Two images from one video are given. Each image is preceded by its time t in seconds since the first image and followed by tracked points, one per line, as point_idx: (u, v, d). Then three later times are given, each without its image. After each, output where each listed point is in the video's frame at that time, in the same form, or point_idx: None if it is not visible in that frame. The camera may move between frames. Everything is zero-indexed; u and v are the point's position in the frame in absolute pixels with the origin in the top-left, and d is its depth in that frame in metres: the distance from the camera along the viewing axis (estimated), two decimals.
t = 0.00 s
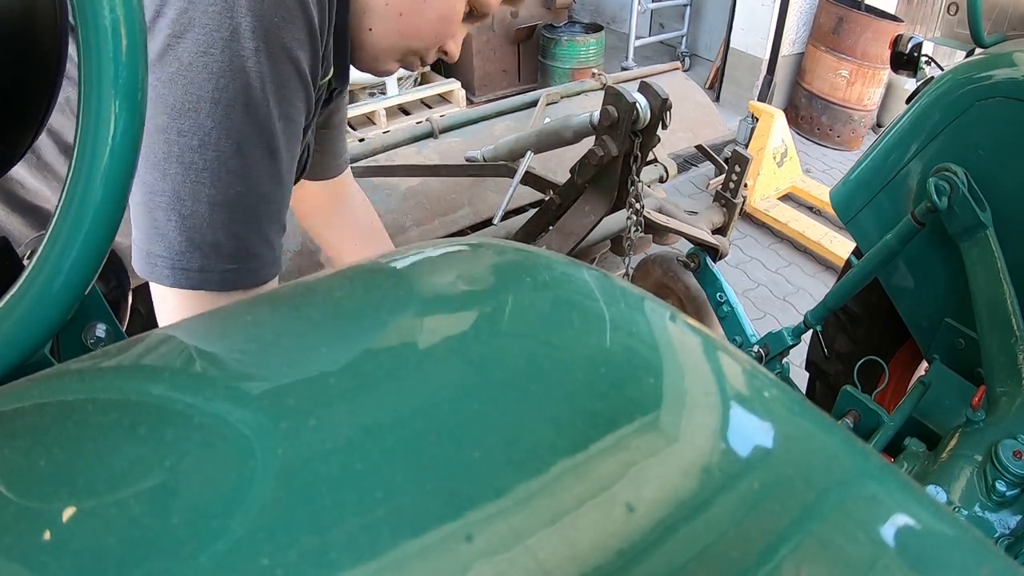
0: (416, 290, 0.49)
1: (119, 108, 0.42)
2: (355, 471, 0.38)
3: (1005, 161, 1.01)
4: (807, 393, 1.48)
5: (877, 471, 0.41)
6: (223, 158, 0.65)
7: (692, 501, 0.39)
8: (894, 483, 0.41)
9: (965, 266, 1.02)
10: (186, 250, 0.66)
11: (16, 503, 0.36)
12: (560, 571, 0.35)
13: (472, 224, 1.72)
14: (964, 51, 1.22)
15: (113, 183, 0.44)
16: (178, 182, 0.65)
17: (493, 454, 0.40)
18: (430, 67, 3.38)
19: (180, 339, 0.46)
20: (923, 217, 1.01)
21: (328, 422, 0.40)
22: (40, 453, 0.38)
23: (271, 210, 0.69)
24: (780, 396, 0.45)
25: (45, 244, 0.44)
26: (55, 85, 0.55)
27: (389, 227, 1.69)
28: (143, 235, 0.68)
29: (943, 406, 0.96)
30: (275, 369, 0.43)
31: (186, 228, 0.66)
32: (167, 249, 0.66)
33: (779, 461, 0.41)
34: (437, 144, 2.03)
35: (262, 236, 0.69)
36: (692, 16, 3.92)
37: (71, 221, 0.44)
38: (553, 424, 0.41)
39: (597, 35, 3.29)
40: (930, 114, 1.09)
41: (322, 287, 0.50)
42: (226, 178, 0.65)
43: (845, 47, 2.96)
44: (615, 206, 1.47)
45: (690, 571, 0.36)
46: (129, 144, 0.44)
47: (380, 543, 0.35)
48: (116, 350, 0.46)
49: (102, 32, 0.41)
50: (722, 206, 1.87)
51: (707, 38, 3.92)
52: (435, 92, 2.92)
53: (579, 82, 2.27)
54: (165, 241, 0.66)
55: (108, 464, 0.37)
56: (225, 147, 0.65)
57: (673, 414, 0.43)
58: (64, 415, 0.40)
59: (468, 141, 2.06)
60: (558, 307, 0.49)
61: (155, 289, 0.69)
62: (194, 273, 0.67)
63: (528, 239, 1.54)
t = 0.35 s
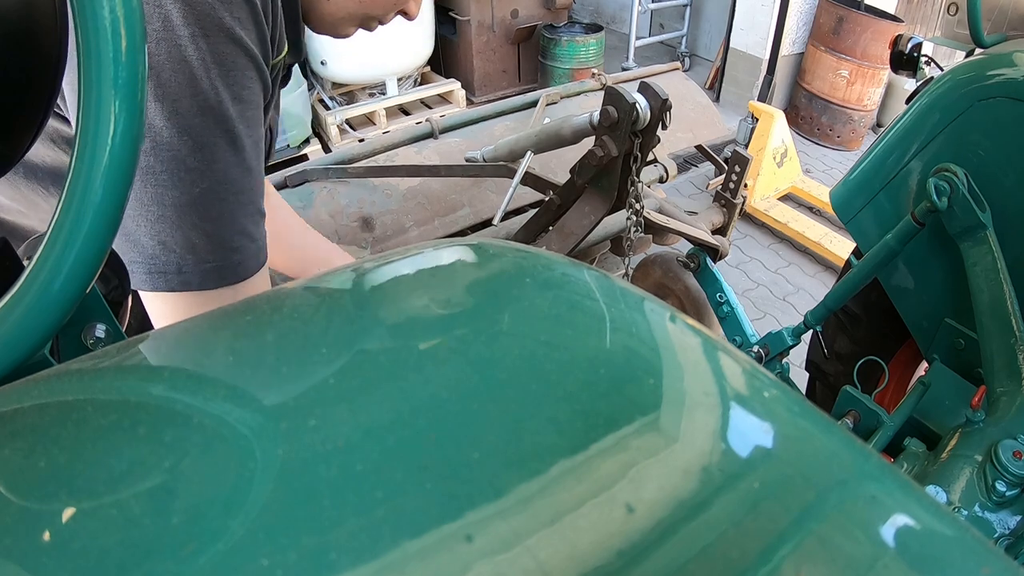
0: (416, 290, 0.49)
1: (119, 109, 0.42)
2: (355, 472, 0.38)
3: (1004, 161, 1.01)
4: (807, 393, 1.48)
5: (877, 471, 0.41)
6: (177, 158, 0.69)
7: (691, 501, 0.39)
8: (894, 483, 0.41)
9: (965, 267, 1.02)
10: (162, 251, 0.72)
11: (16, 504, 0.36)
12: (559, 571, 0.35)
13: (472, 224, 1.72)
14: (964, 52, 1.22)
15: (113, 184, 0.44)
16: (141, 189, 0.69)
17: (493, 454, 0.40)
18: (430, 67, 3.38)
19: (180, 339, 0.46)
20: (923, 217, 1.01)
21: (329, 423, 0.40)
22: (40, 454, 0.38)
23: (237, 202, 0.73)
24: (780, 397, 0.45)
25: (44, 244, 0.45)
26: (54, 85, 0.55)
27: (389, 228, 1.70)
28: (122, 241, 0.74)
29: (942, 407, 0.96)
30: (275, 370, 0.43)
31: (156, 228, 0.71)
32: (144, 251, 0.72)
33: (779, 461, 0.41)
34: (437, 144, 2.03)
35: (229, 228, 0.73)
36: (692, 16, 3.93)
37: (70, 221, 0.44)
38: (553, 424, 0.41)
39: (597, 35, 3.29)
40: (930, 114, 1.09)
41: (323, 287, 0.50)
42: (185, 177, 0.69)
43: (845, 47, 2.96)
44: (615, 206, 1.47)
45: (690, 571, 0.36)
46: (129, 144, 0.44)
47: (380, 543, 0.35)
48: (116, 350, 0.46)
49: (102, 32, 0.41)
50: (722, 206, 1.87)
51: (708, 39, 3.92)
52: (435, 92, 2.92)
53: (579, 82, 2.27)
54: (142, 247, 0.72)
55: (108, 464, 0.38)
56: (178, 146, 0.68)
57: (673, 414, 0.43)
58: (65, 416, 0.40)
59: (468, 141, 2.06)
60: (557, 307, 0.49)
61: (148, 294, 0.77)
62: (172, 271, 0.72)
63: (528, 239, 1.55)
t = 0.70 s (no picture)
0: (415, 291, 0.49)
1: (120, 108, 0.42)
2: (355, 472, 0.38)
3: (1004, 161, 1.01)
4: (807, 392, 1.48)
5: (876, 470, 0.41)
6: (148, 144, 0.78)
7: (691, 500, 0.39)
8: (894, 483, 0.41)
9: (965, 266, 1.02)
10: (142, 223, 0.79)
11: (16, 503, 0.36)
12: (560, 571, 0.35)
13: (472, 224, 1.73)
14: (964, 52, 1.22)
15: (113, 183, 0.44)
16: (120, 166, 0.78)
17: (493, 455, 0.40)
18: (430, 66, 3.38)
19: (181, 339, 0.46)
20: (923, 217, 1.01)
21: (328, 422, 0.40)
22: (40, 453, 0.38)
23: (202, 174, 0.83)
24: (780, 396, 0.45)
25: (44, 244, 0.45)
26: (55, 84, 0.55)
27: (389, 228, 1.70)
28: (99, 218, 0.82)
29: (943, 406, 0.96)
30: (275, 370, 0.43)
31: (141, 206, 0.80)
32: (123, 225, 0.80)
33: (779, 461, 0.41)
34: (437, 143, 2.03)
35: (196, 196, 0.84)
36: (692, 16, 3.92)
37: (70, 221, 0.44)
38: (553, 424, 0.41)
39: (597, 34, 3.28)
40: (930, 114, 1.09)
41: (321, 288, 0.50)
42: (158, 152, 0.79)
43: (845, 47, 2.95)
44: (614, 206, 1.47)
45: (689, 570, 0.36)
46: (129, 144, 0.44)
47: (380, 543, 0.35)
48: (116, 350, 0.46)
49: (102, 32, 0.41)
50: (722, 206, 1.87)
51: (708, 38, 3.92)
52: (435, 92, 2.92)
53: (579, 81, 2.27)
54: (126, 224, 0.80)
55: (108, 464, 0.38)
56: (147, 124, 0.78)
57: (673, 414, 0.43)
58: (65, 415, 0.40)
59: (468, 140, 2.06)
60: (557, 307, 0.49)
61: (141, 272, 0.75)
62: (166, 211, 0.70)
63: (528, 239, 1.55)
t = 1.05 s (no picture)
0: (415, 291, 0.49)
1: (119, 109, 0.42)
2: (355, 472, 0.38)
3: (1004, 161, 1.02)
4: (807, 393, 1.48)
5: (877, 471, 0.41)
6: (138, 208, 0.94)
7: (691, 501, 0.39)
8: (894, 483, 0.41)
9: (966, 267, 1.02)
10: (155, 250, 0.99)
11: (15, 504, 0.36)
12: (560, 571, 0.35)
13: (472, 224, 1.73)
14: (964, 52, 1.22)
15: (113, 183, 0.44)
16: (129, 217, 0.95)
17: (493, 455, 0.40)
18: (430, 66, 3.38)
19: (180, 340, 0.45)
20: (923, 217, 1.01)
21: (329, 423, 0.40)
22: (39, 454, 0.38)
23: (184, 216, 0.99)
24: (780, 397, 0.45)
25: (44, 245, 0.45)
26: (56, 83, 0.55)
27: (389, 228, 1.71)
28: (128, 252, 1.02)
29: (943, 406, 0.96)
30: (275, 370, 0.43)
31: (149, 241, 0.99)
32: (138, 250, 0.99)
33: (779, 461, 0.41)
34: (437, 144, 2.03)
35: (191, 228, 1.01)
36: (691, 16, 3.92)
37: (69, 221, 0.44)
38: (553, 425, 0.41)
39: (597, 35, 3.28)
40: (930, 114, 1.09)
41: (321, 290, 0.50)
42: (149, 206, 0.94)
43: (845, 47, 2.95)
44: (615, 206, 1.47)
45: (690, 571, 0.36)
46: (129, 144, 0.44)
47: (380, 543, 0.35)
48: (115, 350, 0.46)
49: (102, 33, 0.41)
50: (722, 206, 1.87)
51: (708, 38, 3.92)
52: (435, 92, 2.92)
53: (579, 82, 2.26)
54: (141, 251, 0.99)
55: (108, 464, 0.38)
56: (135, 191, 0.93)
57: (673, 415, 0.43)
58: (64, 416, 0.40)
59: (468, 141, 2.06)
60: (558, 307, 0.49)
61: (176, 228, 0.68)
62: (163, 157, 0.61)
63: (528, 239, 1.55)
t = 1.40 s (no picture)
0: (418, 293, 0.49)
1: (119, 109, 0.43)
2: (355, 473, 0.38)
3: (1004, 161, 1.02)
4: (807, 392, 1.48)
5: (877, 471, 0.41)
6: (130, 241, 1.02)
7: (691, 501, 0.39)
8: (895, 483, 0.41)
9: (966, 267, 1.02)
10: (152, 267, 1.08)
11: (16, 503, 0.36)
12: (560, 571, 0.35)
13: (472, 224, 1.73)
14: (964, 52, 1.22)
15: (113, 183, 0.44)
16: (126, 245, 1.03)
17: (493, 455, 0.40)
18: (430, 66, 3.38)
19: (181, 340, 0.45)
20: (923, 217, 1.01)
21: (329, 422, 0.40)
22: (40, 453, 0.39)
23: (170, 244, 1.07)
24: (780, 396, 0.45)
25: (44, 245, 0.45)
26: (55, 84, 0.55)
27: (389, 228, 1.71)
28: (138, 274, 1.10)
29: (943, 406, 0.96)
30: (275, 370, 0.43)
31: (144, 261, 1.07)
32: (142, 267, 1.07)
33: (779, 461, 0.41)
34: (437, 144, 2.03)
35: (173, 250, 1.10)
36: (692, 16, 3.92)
37: (70, 221, 0.44)
38: (553, 425, 0.41)
39: (597, 35, 3.28)
40: (930, 114, 1.09)
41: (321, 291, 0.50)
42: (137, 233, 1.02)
43: (845, 47, 2.95)
44: (614, 205, 1.47)
45: (690, 571, 0.36)
46: (129, 144, 0.44)
47: (380, 543, 0.35)
48: (116, 350, 0.46)
49: (102, 32, 0.41)
50: (722, 206, 1.87)
51: (708, 38, 3.92)
52: (435, 92, 2.92)
53: (579, 82, 2.26)
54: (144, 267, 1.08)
55: (109, 465, 0.38)
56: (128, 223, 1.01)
57: (673, 414, 0.43)
58: (64, 416, 0.40)
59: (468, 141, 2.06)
60: (558, 307, 0.49)
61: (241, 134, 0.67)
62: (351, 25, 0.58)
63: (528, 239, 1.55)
